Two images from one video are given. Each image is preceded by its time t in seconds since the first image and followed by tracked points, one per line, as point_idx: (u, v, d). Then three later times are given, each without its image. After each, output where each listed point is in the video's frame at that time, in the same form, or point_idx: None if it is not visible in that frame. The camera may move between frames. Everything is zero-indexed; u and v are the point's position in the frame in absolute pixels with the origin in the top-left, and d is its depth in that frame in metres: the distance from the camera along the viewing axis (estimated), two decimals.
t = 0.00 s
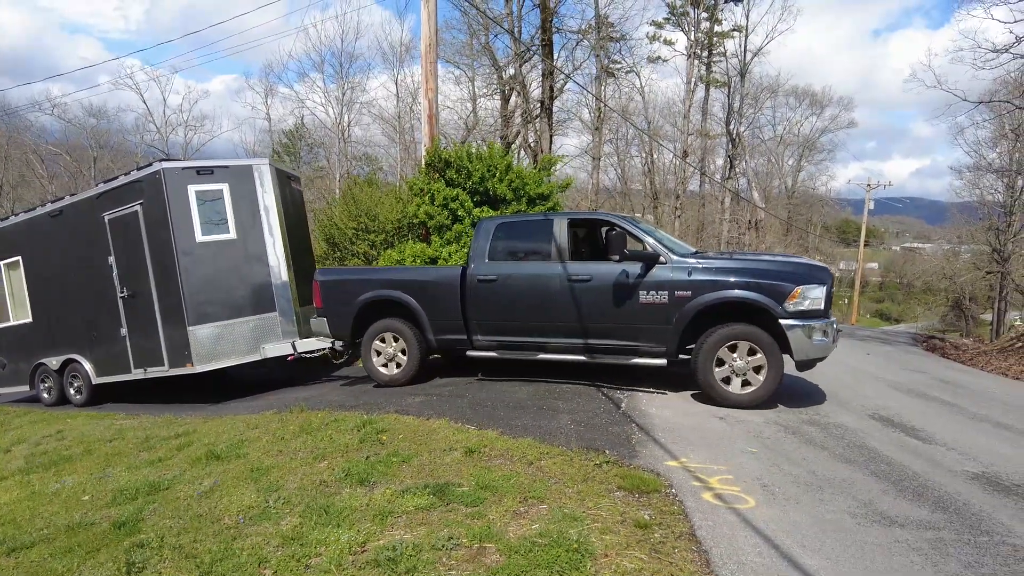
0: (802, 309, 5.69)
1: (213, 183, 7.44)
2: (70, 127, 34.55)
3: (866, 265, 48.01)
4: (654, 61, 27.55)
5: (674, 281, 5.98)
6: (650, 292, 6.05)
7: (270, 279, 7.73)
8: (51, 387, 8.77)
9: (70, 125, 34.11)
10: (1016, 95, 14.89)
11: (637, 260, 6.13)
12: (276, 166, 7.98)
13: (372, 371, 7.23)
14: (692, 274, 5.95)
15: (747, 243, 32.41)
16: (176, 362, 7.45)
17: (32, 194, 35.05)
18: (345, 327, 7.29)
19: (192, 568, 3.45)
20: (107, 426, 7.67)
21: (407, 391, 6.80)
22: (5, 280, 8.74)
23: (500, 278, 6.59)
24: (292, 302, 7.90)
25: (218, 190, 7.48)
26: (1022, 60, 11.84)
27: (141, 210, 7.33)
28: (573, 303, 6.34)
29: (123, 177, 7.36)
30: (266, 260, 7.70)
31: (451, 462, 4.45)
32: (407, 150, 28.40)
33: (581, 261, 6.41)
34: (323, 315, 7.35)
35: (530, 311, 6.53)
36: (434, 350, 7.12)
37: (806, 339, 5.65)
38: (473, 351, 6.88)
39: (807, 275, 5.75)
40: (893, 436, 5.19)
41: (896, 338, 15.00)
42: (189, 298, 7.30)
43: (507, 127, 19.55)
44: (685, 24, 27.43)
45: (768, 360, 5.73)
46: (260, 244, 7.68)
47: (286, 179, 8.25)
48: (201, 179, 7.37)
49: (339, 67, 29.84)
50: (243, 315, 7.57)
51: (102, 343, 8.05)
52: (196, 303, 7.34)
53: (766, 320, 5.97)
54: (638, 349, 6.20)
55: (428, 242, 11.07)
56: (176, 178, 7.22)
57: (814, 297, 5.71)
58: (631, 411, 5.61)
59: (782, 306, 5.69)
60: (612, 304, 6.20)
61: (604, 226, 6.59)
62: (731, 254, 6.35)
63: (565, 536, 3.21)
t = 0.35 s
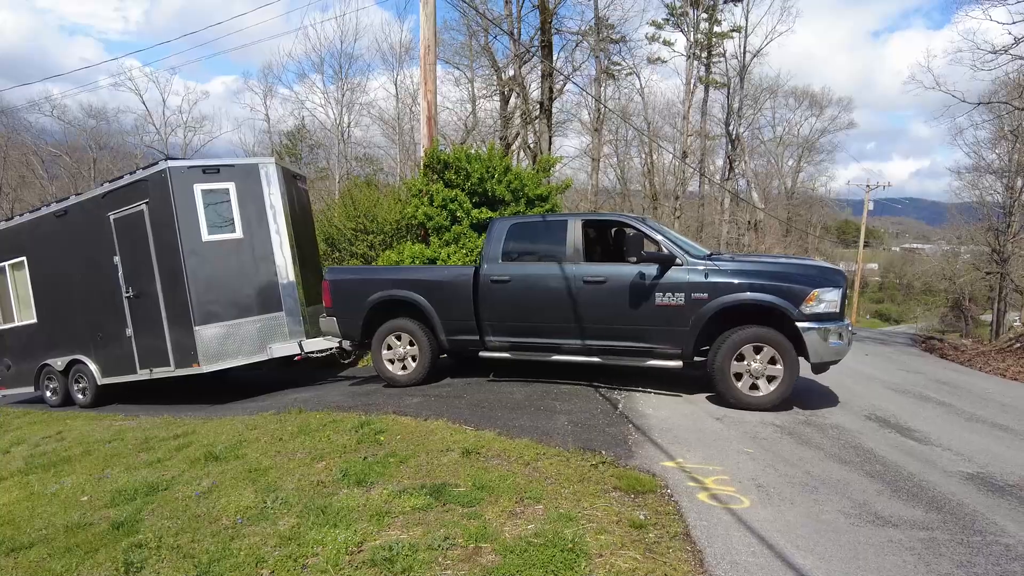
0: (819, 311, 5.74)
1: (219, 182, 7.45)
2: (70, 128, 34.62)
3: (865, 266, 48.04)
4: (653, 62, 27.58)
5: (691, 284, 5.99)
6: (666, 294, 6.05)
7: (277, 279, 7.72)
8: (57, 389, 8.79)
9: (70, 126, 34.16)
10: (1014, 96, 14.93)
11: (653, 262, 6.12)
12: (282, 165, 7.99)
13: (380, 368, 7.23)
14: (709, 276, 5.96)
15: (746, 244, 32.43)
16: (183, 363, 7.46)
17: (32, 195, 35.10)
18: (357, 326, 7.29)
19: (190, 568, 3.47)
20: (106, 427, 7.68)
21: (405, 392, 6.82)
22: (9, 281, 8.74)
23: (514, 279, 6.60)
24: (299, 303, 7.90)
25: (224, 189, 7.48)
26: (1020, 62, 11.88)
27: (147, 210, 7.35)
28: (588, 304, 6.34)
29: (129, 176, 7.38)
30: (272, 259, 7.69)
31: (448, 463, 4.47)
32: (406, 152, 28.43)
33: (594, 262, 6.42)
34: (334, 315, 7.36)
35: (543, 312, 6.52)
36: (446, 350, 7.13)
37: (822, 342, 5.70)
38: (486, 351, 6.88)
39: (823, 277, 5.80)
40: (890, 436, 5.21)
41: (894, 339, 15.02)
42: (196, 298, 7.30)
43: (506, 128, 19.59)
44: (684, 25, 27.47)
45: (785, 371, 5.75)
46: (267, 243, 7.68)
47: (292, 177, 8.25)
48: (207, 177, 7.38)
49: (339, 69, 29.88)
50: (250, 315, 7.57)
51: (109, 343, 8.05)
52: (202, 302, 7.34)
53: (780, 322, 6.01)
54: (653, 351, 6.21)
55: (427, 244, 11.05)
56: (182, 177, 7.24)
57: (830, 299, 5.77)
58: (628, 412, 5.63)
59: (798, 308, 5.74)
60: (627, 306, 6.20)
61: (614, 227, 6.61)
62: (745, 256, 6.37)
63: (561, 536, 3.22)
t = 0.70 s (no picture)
0: (839, 315, 5.72)
1: (227, 180, 7.46)
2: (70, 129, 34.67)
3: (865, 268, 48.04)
4: (653, 64, 27.63)
5: (711, 286, 5.99)
6: (686, 296, 6.06)
7: (285, 278, 7.73)
8: (63, 390, 8.77)
9: (70, 127, 34.20)
10: (1014, 98, 14.95)
11: (673, 263, 6.12)
12: (290, 163, 8.01)
13: (389, 359, 7.22)
14: (728, 279, 5.96)
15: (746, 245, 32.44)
16: (190, 363, 7.44)
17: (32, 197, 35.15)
18: (369, 325, 7.28)
19: (190, 568, 3.48)
20: (106, 428, 7.68)
21: (405, 393, 6.83)
22: (15, 281, 8.73)
23: (531, 279, 6.60)
24: (307, 302, 7.90)
25: (232, 187, 7.49)
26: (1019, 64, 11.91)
27: (155, 209, 7.34)
28: (606, 305, 6.34)
29: (136, 174, 7.37)
30: (280, 257, 7.70)
31: (447, 464, 4.47)
32: (406, 153, 28.45)
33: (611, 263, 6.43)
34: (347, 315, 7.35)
35: (560, 313, 6.52)
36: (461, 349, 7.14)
37: (841, 345, 5.69)
38: (501, 352, 6.87)
39: (843, 281, 5.79)
40: (889, 438, 5.21)
41: (894, 342, 15.03)
42: (204, 298, 7.29)
43: (507, 130, 19.60)
44: (684, 26, 27.51)
45: (802, 381, 5.78)
46: (276, 242, 7.69)
47: (299, 176, 8.28)
48: (215, 175, 7.39)
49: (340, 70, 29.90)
50: (259, 314, 7.57)
51: (113, 344, 8.04)
52: (210, 301, 7.32)
53: (798, 325, 6.00)
54: (672, 353, 6.21)
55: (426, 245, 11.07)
56: (190, 174, 7.23)
57: (849, 303, 5.76)
58: (628, 413, 5.63)
59: (818, 312, 5.74)
60: (646, 308, 6.21)
61: (626, 228, 6.62)
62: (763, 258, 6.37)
63: (560, 536, 3.23)
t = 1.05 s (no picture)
0: (863, 318, 5.73)
1: (237, 178, 7.47)
2: (71, 129, 34.72)
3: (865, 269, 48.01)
4: (654, 65, 27.64)
5: (736, 287, 5.97)
6: (710, 298, 6.05)
7: (296, 276, 7.72)
8: (71, 390, 8.76)
9: (71, 127, 34.25)
10: (1015, 98, 14.94)
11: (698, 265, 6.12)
12: (300, 162, 8.03)
13: (408, 344, 7.20)
14: (753, 281, 5.96)
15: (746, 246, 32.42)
16: (200, 363, 7.43)
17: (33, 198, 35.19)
18: (385, 324, 7.27)
19: (191, 569, 3.47)
20: (107, 428, 7.69)
21: (407, 394, 6.84)
22: (22, 281, 8.71)
23: (552, 279, 6.59)
24: (318, 301, 7.89)
25: (242, 184, 7.49)
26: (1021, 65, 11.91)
27: (164, 206, 7.33)
28: (629, 306, 6.33)
29: (145, 172, 7.36)
30: (290, 255, 7.69)
31: (448, 465, 4.47)
32: (407, 153, 28.46)
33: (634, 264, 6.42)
34: (363, 314, 7.32)
35: (582, 314, 6.51)
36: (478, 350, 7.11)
37: (864, 347, 5.71)
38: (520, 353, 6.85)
39: (867, 284, 5.80)
40: (891, 439, 5.22)
41: (895, 343, 15.02)
42: (215, 297, 7.28)
43: (507, 130, 19.58)
44: (684, 26, 27.51)
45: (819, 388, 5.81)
46: (287, 240, 7.69)
47: (309, 174, 8.29)
48: (225, 173, 7.39)
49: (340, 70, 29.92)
50: (270, 313, 7.56)
51: (121, 344, 8.03)
52: (220, 300, 7.31)
53: (821, 328, 6.01)
54: (696, 355, 6.19)
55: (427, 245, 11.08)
56: (200, 172, 7.23)
57: (872, 306, 5.77)
58: (629, 414, 5.63)
59: (842, 315, 5.74)
60: (670, 309, 6.19)
61: (643, 228, 6.62)
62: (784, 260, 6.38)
63: (562, 538, 3.23)
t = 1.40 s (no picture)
0: (889, 322, 5.75)
1: (249, 176, 7.47)
2: (72, 130, 34.81)
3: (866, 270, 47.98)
4: (655, 66, 27.66)
5: (763, 290, 5.97)
6: (738, 300, 6.05)
7: (309, 276, 7.72)
8: (79, 391, 8.77)
9: (72, 128, 34.32)
10: (1015, 100, 14.95)
11: (725, 268, 6.14)
12: (312, 161, 8.04)
13: (435, 333, 7.20)
14: (780, 284, 5.96)
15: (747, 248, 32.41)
16: (212, 362, 7.44)
17: (34, 198, 35.27)
18: (403, 324, 7.26)
19: (195, 570, 3.48)
20: (110, 429, 7.71)
21: (409, 395, 6.85)
22: (31, 282, 8.71)
23: (574, 281, 6.58)
24: (332, 301, 7.87)
25: (255, 183, 7.48)
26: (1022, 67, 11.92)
27: (176, 205, 7.33)
28: (654, 308, 6.33)
29: (157, 170, 7.38)
30: (303, 254, 7.68)
31: (450, 466, 4.47)
32: (407, 155, 28.49)
33: (661, 266, 6.42)
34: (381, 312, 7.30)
35: (607, 315, 6.50)
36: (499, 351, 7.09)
37: (890, 350, 5.71)
38: (542, 354, 6.82)
39: (894, 288, 5.81)
40: (893, 440, 5.22)
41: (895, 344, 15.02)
42: (228, 296, 7.28)
43: (509, 131, 19.59)
44: (685, 28, 27.53)
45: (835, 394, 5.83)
46: (299, 239, 7.69)
47: (321, 173, 8.30)
48: (237, 171, 7.40)
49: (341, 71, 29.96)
50: (283, 312, 7.56)
51: (133, 344, 8.03)
52: (233, 300, 7.31)
53: (846, 331, 6.01)
54: (721, 357, 6.19)
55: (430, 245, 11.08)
56: (212, 169, 7.24)
57: (898, 310, 5.79)
58: (631, 416, 5.64)
59: (870, 318, 5.74)
60: (699, 311, 6.18)
61: (665, 229, 6.61)
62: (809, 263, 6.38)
63: (565, 539, 3.23)
